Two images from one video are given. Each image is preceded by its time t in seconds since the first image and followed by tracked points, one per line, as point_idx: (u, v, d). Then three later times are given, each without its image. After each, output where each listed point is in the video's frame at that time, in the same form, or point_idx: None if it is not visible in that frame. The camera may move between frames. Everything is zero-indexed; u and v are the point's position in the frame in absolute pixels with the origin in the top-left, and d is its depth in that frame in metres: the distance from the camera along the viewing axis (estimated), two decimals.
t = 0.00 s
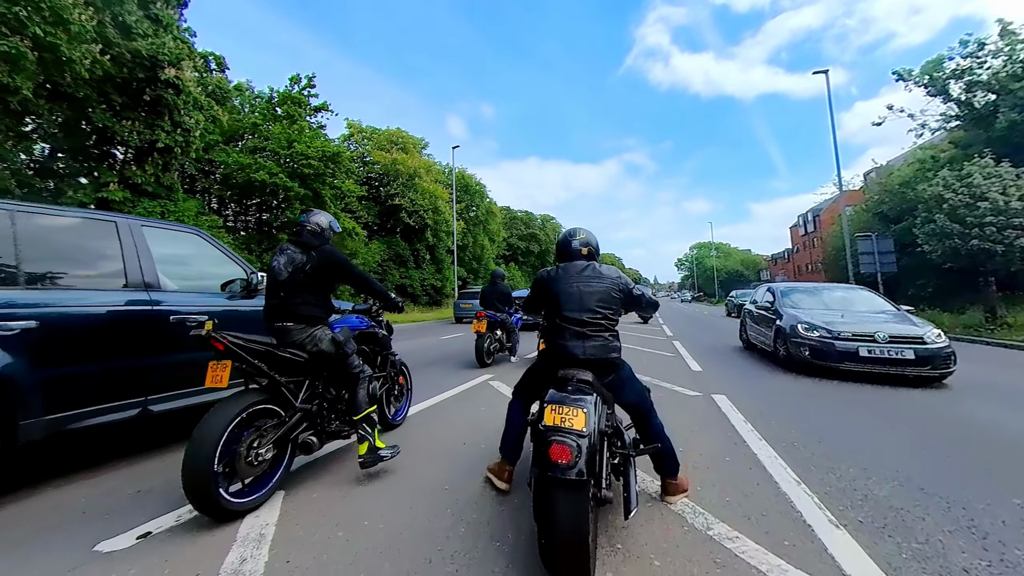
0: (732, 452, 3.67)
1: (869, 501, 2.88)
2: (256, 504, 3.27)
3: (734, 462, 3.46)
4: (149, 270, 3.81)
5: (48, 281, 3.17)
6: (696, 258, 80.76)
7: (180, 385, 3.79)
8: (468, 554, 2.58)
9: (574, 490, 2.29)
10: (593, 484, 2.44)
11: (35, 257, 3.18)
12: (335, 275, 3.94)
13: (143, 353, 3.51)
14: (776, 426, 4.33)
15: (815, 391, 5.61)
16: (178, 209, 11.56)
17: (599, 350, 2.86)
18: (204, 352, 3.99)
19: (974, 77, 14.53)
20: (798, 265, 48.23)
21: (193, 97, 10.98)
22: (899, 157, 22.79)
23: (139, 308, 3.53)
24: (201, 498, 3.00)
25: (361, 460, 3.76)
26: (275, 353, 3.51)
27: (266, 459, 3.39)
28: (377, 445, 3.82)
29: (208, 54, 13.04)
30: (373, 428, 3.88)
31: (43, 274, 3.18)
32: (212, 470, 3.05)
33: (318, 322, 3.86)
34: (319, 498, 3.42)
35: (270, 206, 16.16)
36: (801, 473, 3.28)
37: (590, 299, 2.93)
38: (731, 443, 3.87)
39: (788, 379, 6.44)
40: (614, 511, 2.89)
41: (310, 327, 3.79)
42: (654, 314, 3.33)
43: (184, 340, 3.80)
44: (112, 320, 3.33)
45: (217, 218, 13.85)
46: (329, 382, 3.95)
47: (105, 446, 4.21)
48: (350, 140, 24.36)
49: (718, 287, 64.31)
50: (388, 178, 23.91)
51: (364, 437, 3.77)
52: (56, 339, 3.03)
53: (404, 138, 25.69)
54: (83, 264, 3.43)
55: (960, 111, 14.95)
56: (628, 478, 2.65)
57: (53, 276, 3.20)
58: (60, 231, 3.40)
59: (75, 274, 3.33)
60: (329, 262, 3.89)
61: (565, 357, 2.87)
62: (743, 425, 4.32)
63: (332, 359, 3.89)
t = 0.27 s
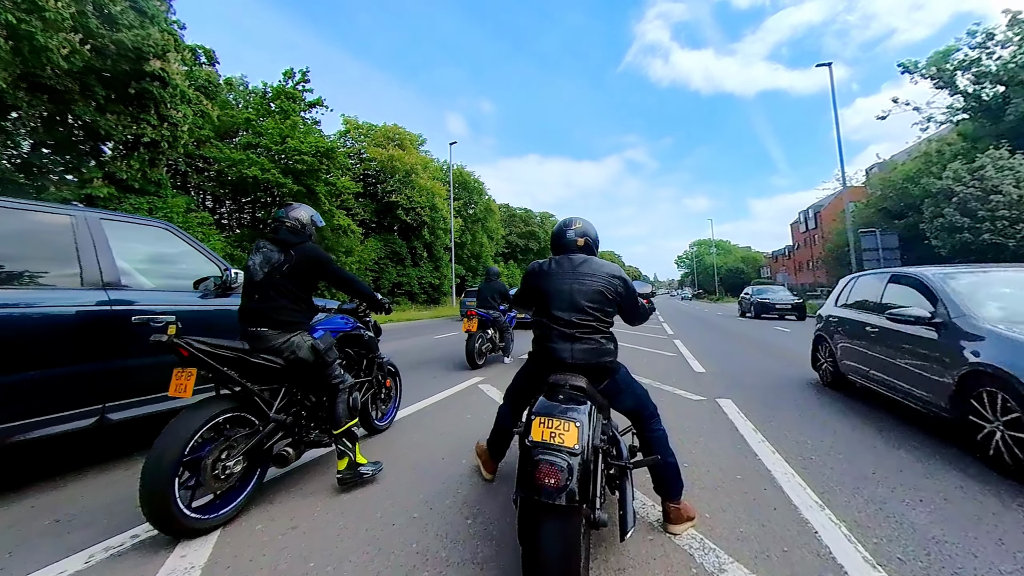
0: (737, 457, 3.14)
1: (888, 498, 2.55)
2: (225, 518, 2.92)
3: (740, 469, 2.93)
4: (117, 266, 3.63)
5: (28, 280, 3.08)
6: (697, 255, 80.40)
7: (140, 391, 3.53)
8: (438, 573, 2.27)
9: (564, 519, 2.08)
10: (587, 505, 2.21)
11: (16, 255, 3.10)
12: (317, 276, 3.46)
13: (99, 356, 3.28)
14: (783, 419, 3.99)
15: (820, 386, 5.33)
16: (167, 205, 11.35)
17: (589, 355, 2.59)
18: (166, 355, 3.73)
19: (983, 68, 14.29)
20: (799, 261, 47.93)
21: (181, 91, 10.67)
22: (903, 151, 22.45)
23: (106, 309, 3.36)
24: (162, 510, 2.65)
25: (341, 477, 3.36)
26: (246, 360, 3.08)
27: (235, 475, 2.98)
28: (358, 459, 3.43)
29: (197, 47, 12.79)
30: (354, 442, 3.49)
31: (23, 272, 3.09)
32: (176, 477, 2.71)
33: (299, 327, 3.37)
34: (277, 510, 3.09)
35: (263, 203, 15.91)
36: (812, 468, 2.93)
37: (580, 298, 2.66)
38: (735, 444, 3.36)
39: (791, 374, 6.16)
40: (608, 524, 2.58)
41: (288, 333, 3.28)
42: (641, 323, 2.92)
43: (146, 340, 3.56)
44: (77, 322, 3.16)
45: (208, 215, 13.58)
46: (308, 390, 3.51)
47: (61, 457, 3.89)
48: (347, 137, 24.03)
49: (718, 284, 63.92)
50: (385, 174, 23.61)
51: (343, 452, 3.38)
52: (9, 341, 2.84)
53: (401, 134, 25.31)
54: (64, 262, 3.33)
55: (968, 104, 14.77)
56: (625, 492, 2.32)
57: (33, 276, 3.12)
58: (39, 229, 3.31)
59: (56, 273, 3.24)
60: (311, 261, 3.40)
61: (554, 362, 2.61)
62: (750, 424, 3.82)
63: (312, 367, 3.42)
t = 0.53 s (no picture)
0: (744, 468, 2.82)
1: (912, 507, 2.33)
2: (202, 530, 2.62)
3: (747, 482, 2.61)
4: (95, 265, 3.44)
5: (14, 279, 2.97)
6: (697, 253, 80.16)
7: (116, 395, 3.32)
8: None
9: (556, 542, 1.91)
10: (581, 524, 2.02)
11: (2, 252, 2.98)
12: (308, 277, 3.07)
13: (76, 358, 3.09)
14: (791, 423, 3.74)
15: (826, 386, 5.11)
16: (158, 202, 11.17)
17: (582, 359, 2.37)
18: (142, 357, 3.51)
19: (990, 61, 14.07)
20: (800, 258, 47.68)
21: (171, 85, 10.44)
22: (906, 147, 22.19)
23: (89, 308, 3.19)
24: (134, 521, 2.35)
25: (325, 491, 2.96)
26: (228, 363, 2.73)
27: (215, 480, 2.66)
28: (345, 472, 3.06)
29: (189, 41, 12.64)
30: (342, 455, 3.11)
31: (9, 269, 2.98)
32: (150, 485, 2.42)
33: (287, 331, 2.98)
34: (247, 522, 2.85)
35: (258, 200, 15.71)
36: (825, 477, 2.69)
37: (572, 297, 2.45)
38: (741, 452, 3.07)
39: (796, 374, 5.94)
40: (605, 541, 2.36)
41: (274, 338, 2.91)
42: (628, 324, 2.74)
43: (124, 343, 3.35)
44: (57, 321, 2.99)
45: (201, 212, 13.37)
46: (293, 394, 3.11)
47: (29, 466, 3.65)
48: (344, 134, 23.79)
49: (720, 282, 63.63)
50: (383, 172, 23.40)
51: (328, 464, 3.00)
52: None
53: (399, 131, 25.04)
54: (50, 259, 3.21)
55: (974, 97, 14.56)
56: (621, 505, 2.10)
57: (19, 274, 3.00)
58: (23, 224, 3.18)
59: (43, 272, 3.12)
60: (303, 261, 3.01)
61: (545, 367, 2.40)
62: (760, 431, 3.52)
63: (298, 373, 3.03)
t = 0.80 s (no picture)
0: (754, 480, 2.67)
1: (936, 526, 2.18)
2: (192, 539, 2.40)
3: (757, 496, 2.47)
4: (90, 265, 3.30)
5: (8, 279, 2.84)
6: (698, 253, 79.98)
7: (109, 397, 3.18)
8: None
9: (554, 551, 1.78)
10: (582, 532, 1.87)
11: None
12: (308, 276, 2.89)
13: (70, 359, 2.96)
14: (799, 429, 3.60)
15: (834, 388, 4.96)
16: (154, 202, 11.05)
17: (582, 360, 2.23)
18: (137, 358, 3.35)
19: (997, 57, 13.88)
20: (802, 258, 47.51)
21: (167, 83, 10.31)
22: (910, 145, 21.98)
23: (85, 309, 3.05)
24: (124, 526, 2.18)
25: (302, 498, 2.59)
26: (224, 363, 2.54)
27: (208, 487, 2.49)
28: (328, 482, 2.53)
29: (186, 39, 12.63)
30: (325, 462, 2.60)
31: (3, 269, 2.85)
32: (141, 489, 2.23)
33: (283, 331, 2.79)
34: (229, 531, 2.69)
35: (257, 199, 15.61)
36: (840, 490, 2.55)
37: (571, 296, 2.31)
38: (751, 461, 2.93)
39: (802, 375, 5.80)
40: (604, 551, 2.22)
41: (270, 337, 2.72)
42: (631, 332, 2.63)
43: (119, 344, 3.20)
44: (51, 320, 2.86)
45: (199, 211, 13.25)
46: (289, 393, 2.89)
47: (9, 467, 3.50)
48: (344, 133, 23.66)
49: (721, 281, 63.36)
50: (383, 171, 23.32)
51: (310, 471, 2.46)
52: None
53: (400, 130, 24.91)
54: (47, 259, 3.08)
55: (980, 94, 14.39)
56: (621, 510, 1.98)
57: (14, 274, 2.88)
58: (18, 223, 3.05)
59: (38, 272, 2.99)
60: (303, 259, 2.83)
61: (545, 369, 2.26)
62: (769, 439, 3.37)
63: (293, 374, 2.81)
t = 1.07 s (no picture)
0: (762, 489, 2.56)
1: (957, 541, 2.08)
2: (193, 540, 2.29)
3: (766, 507, 2.37)
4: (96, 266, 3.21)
5: (12, 280, 2.75)
6: (700, 253, 79.74)
7: (115, 398, 3.07)
8: None
9: (556, 550, 1.71)
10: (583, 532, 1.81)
11: None
12: (310, 278, 2.78)
13: (75, 359, 2.86)
14: (806, 435, 3.51)
15: (842, 392, 4.85)
16: (153, 201, 10.98)
17: (585, 359, 2.14)
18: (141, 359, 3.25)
19: (1003, 55, 13.74)
20: (804, 258, 47.30)
21: (165, 82, 10.24)
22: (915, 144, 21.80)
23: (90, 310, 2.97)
24: (124, 530, 2.07)
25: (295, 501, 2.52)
26: (227, 366, 2.43)
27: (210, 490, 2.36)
28: (320, 488, 2.48)
29: (185, 37, 12.58)
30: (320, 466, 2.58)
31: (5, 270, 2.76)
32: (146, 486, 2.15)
33: (287, 332, 2.68)
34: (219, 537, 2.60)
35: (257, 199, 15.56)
36: (853, 501, 2.45)
37: (577, 295, 2.22)
38: (758, 470, 2.83)
39: (807, 377, 5.70)
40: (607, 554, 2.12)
41: (273, 338, 2.61)
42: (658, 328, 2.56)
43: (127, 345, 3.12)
44: (57, 320, 2.78)
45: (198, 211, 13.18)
46: (291, 393, 2.77)
47: None
48: (345, 132, 23.59)
49: (724, 282, 63.09)
50: (383, 171, 23.25)
51: (303, 474, 2.43)
52: None
53: (401, 130, 24.84)
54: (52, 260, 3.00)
55: (986, 92, 14.25)
56: (622, 509, 1.93)
57: (17, 275, 2.78)
58: (21, 223, 2.96)
59: (42, 274, 2.90)
60: (306, 260, 2.73)
61: (547, 367, 2.16)
62: (776, 445, 3.26)
63: (296, 375, 2.71)
